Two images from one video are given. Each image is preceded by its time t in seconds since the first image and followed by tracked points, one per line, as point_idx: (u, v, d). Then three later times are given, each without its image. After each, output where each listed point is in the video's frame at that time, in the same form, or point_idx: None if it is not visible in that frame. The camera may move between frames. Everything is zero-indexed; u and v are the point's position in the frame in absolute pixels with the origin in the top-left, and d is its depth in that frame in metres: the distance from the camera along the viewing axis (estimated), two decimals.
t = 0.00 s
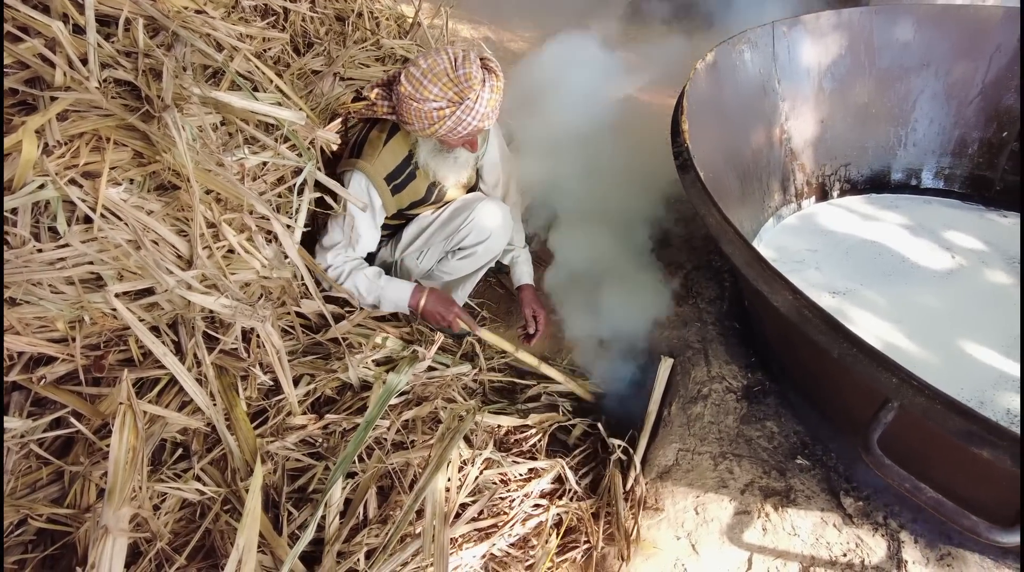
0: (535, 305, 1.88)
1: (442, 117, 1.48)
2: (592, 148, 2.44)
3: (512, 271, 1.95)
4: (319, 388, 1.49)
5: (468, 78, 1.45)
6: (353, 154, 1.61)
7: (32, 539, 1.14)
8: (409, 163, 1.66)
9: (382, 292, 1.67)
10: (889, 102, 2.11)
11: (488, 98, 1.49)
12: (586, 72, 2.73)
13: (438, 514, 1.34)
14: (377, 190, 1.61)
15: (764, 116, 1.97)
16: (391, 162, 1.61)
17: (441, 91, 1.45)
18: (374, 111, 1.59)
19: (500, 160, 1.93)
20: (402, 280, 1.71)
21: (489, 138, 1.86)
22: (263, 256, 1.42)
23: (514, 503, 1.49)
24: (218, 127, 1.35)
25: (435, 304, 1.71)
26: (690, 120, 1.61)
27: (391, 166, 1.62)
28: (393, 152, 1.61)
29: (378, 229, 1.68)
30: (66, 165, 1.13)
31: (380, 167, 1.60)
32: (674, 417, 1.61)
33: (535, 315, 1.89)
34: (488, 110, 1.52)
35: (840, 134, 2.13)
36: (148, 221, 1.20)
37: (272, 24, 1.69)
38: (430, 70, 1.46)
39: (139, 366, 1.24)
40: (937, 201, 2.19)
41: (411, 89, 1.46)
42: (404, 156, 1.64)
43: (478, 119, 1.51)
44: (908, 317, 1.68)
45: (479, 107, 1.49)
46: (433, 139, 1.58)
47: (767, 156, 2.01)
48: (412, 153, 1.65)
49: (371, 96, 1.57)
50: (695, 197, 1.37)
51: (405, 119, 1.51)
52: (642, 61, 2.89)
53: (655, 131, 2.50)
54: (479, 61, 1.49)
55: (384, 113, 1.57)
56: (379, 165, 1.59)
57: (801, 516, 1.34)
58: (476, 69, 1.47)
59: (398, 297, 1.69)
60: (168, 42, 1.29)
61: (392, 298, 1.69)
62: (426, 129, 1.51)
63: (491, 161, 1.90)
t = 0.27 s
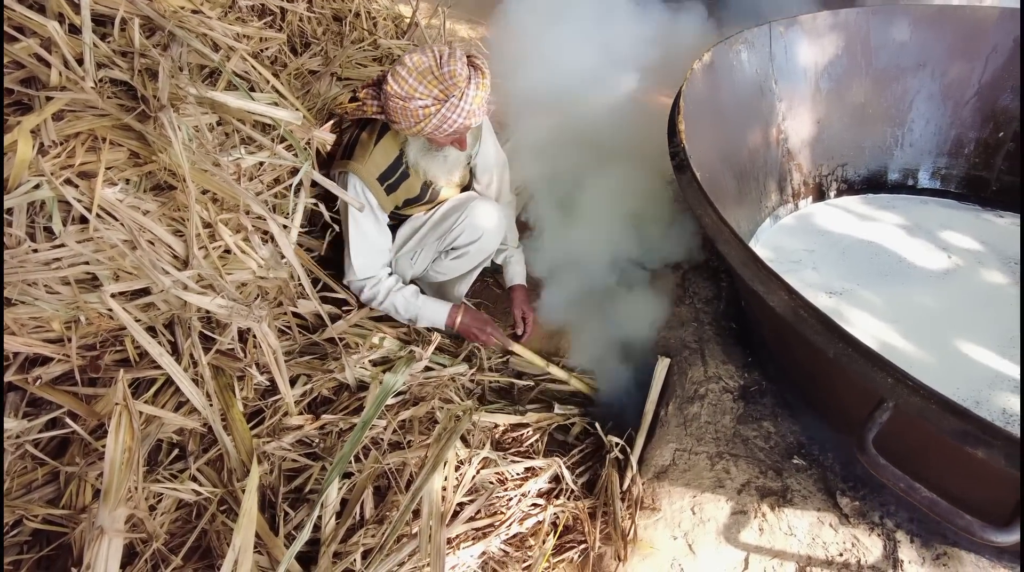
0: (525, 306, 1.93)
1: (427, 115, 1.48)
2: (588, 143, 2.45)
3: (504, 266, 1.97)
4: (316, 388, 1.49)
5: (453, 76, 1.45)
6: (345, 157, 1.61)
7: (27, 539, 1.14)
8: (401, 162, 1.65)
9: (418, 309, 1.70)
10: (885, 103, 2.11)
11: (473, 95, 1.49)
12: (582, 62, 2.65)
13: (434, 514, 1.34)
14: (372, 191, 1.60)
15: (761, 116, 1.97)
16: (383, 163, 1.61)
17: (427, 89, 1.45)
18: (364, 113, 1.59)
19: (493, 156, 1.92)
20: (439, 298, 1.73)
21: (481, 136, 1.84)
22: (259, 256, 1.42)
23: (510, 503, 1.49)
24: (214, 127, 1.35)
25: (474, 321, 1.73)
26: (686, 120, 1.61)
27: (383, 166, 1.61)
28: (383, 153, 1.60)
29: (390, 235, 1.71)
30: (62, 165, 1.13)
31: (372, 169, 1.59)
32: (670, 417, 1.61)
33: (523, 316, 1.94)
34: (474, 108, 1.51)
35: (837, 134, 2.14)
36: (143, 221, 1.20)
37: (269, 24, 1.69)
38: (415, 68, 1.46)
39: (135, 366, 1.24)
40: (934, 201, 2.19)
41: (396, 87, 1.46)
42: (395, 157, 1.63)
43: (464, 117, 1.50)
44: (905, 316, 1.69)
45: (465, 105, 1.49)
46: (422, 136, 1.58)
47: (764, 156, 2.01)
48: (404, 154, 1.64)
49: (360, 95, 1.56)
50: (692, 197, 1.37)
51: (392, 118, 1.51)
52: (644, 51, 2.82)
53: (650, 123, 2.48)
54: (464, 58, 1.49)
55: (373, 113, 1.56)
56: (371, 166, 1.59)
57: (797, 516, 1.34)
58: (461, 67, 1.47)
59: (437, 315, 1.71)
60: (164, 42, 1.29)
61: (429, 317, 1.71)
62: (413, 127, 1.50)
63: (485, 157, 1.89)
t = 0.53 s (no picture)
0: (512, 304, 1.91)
1: (420, 117, 1.49)
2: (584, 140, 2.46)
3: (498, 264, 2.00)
4: (315, 389, 1.49)
5: (445, 78, 1.47)
6: (341, 159, 1.62)
7: (29, 540, 1.14)
8: (396, 165, 1.67)
9: (399, 303, 1.73)
10: (882, 104, 2.12)
11: (465, 96, 1.51)
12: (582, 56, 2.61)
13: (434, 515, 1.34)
14: (367, 195, 1.64)
15: (759, 117, 1.98)
16: (379, 165, 1.63)
17: (419, 91, 1.46)
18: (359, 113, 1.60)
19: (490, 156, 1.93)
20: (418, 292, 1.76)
21: (477, 136, 1.86)
22: (259, 257, 1.43)
23: (509, 503, 1.50)
24: (214, 129, 1.35)
25: (451, 313, 1.76)
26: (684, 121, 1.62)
27: (379, 168, 1.63)
28: (378, 156, 1.62)
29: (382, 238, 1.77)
30: (63, 167, 1.14)
31: (368, 172, 1.61)
32: (669, 417, 1.61)
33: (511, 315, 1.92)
34: (466, 109, 1.53)
35: (834, 135, 2.15)
36: (144, 223, 1.21)
37: (268, 25, 1.69)
38: (408, 70, 1.47)
39: (135, 367, 1.24)
40: (931, 201, 2.20)
41: (389, 89, 1.47)
42: (391, 160, 1.65)
43: (456, 118, 1.52)
44: (902, 317, 1.70)
45: (456, 106, 1.51)
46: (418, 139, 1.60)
47: (762, 157, 2.02)
48: (400, 157, 1.66)
49: (355, 96, 1.57)
50: (689, 198, 1.38)
51: (385, 119, 1.52)
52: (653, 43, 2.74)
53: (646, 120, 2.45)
54: (457, 60, 1.50)
55: (368, 114, 1.57)
56: (367, 169, 1.61)
57: (795, 515, 1.35)
58: (453, 68, 1.48)
59: (416, 308, 1.75)
60: (164, 43, 1.29)
61: (409, 310, 1.74)
62: (406, 129, 1.51)
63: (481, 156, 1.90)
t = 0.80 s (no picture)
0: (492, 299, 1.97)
1: (415, 116, 1.50)
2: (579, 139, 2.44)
3: (489, 260, 2.00)
4: (315, 390, 1.49)
5: (440, 78, 1.47)
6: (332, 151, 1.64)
7: (30, 541, 1.15)
8: (388, 162, 1.68)
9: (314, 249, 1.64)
10: (881, 105, 2.12)
11: (460, 97, 1.51)
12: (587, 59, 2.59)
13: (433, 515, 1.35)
14: (352, 187, 1.64)
15: (757, 118, 1.99)
16: (368, 160, 1.64)
17: (415, 91, 1.47)
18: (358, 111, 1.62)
19: (488, 157, 1.93)
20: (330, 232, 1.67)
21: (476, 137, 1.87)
22: (259, 258, 1.43)
23: (509, 504, 1.50)
24: (214, 130, 1.36)
25: (361, 258, 1.67)
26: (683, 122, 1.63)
27: (368, 164, 1.64)
28: (368, 151, 1.63)
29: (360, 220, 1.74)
30: (64, 168, 1.14)
31: (356, 166, 1.63)
32: (668, 418, 1.62)
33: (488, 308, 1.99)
34: (461, 109, 1.53)
35: (832, 136, 2.15)
36: (144, 224, 1.21)
37: (268, 27, 1.69)
38: (405, 69, 1.48)
39: (136, 367, 1.24)
40: (929, 202, 2.21)
41: (386, 88, 1.48)
42: (381, 156, 1.66)
43: (451, 118, 1.52)
44: (900, 317, 1.70)
45: (451, 106, 1.51)
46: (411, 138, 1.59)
47: (760, 158, 2.03)
48: (394, 155, 1.67)
49: (355, 96, 1.61)
50: (688, 200, 1.38)
51: (382, 118, 1.53)
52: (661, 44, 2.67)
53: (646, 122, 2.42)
54: (454, 60, 1.50)
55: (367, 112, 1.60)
56: (356, 163, 1.62)
57: (794, 515, 1.35)
58: (449, 69, 1.48)
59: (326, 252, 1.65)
60: (164, 44, 1.29)
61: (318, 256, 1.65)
62: (401, 128, 1.52)
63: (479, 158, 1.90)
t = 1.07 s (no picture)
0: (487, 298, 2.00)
1: (405, 113, 1.50)
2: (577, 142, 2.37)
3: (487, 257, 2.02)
4: (316, 389, 1.49)
5: (430, 76, 1.47)
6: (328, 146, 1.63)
7: (30, 540, 1.15)
8: (383, 159, 1.67)
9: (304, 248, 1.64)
10: (881, 106, 2.13)
11: (450, 95, 1.51)
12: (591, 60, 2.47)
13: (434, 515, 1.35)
14: (346, 183, 1.63)
15: (757, 119, 1.99)
16: (363, 157, 1.63)
17: (405, 88, 1.48)
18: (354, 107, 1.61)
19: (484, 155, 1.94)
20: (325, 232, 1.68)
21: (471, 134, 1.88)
22: (260, 258, 1.43)
23: (509, 504, 1.50)
24: (215, 131, 1.36)
25: (353, 265, 1.67)
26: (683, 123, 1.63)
27: (363, 161, 1.63)
28: (364, 147, 1.62)
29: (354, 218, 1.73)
30: (65, 168, 1.14)
31: (351, 162, 1.62)
32: (668, 418, 1.62)
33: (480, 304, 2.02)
34: (451, 107, 1.53)
35: (832, 137, 2.16)
36: (145, 223, 1.21)
37: (269, 27, 1.69)
38: (395, 67, 1.48)
39: (136, 367, 1.24)
40: (928, 203, 2.21)
41: (377, 85, 1.48)
42: (377, 153, 1.65)
43: (441, 116, 1.53)
44: (900, 318, 1.70)
45: (441, 104, 1.51)
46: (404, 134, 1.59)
47: (760, 158, 2.03)
48: (388, 153, 1.67)
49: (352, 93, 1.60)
50: (689, 200, 1.39)
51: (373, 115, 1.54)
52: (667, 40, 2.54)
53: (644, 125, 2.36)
54: (444, 58, 1.50)
55: (361, 108, 1.59)
56: (351, 160, 1.61)
57: (794, 515, 1.35)
58: (439, 67, 1.48)
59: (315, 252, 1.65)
60: (165, 44, 1.29)
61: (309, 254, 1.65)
62: (392, 124, 1.53)
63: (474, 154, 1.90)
